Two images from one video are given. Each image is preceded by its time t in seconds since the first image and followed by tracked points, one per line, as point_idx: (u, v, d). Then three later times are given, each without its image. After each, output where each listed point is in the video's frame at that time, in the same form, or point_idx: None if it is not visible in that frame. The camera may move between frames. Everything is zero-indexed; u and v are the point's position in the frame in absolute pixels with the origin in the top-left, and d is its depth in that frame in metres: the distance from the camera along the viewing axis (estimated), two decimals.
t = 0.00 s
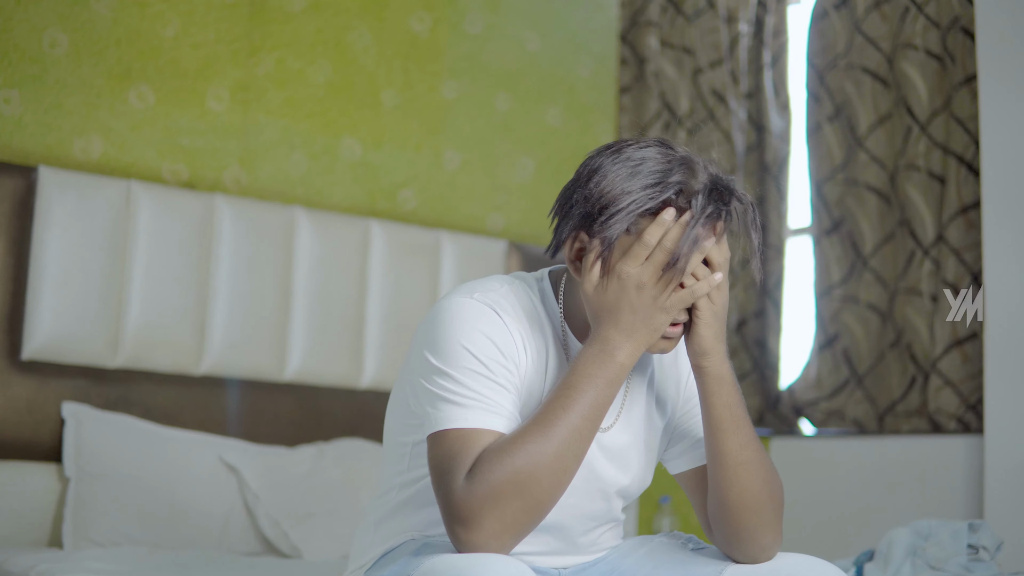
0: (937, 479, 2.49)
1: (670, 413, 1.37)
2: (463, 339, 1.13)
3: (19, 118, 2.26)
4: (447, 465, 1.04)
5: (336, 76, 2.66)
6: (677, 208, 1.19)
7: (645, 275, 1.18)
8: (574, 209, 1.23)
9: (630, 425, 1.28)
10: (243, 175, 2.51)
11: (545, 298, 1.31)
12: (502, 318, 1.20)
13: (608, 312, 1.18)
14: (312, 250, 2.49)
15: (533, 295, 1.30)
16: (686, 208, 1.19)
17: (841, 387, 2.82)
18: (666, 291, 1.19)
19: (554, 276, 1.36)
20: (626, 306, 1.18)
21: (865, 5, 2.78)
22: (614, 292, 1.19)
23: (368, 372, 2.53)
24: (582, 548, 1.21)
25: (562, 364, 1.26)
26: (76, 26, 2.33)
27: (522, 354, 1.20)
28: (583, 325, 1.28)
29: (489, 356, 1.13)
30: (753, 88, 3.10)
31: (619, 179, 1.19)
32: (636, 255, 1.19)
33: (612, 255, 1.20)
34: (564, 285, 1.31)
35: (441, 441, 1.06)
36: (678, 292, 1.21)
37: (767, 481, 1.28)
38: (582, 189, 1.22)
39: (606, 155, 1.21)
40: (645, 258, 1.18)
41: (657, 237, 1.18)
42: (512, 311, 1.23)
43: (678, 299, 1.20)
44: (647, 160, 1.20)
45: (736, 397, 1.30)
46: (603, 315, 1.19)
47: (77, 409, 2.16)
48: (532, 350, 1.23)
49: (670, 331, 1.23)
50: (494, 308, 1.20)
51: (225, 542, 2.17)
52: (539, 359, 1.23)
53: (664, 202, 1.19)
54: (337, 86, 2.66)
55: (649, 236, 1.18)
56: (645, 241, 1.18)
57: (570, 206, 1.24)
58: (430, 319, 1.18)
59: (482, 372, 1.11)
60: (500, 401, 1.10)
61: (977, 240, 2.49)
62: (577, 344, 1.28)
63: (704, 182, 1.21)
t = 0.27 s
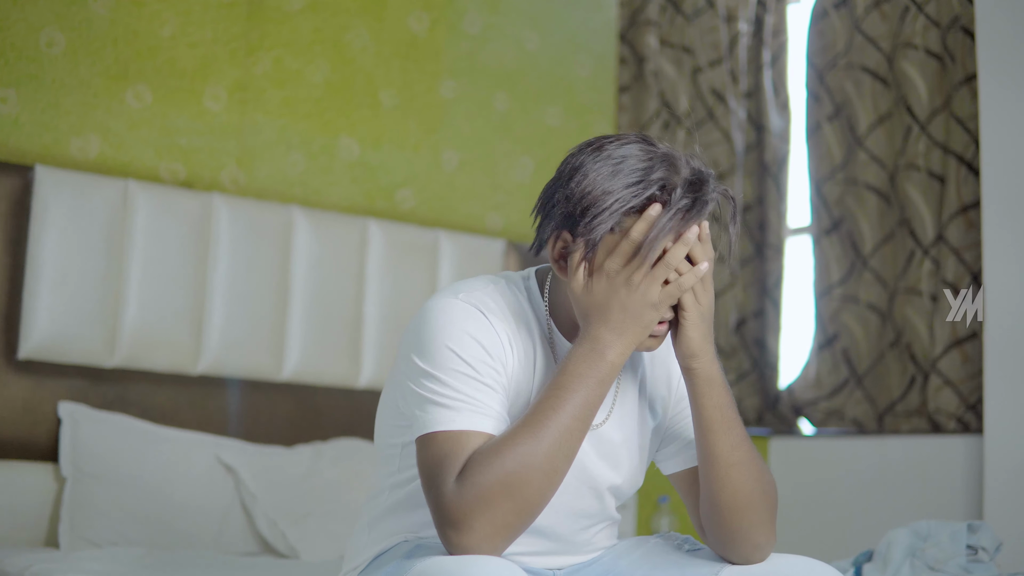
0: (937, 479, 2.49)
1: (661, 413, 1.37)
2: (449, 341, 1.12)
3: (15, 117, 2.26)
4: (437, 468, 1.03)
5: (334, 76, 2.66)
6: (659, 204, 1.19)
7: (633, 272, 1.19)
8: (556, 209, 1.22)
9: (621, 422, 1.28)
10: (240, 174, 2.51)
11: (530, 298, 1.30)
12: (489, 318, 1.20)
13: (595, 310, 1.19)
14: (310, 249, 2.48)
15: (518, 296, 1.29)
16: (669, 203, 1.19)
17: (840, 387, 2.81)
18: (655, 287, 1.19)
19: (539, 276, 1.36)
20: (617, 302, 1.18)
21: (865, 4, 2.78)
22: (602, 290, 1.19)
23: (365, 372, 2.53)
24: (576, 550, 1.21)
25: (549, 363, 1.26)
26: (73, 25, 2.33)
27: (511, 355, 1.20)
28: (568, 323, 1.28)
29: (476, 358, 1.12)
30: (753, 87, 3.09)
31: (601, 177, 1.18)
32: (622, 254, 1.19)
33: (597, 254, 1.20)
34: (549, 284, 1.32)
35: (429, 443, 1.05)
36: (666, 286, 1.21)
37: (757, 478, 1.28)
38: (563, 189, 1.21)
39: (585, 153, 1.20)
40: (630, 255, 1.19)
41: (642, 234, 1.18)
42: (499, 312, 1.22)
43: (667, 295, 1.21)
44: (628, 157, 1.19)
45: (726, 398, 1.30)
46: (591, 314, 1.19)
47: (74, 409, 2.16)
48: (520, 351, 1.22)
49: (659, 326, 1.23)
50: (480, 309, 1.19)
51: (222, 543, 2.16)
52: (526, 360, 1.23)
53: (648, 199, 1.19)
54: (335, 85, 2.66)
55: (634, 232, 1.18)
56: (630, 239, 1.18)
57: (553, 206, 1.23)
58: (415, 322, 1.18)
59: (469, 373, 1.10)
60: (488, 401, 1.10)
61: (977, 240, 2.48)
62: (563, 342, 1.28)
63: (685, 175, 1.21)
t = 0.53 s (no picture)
0: (938, 479, 2.48)
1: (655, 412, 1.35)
2: (438, 341, 1.11)
3: (12, 115, 2.25)
4: (431, 468, 1.02)
5: (333, 74, 2.65)
6: (661, 204, 1.19)
7: (632, 271, 1.18)
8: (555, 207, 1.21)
9: (614, 418, 1.27)
10: (238, 173, 2.50)
11: (517, 294, 1.30)
12: (479, 318, 1.19)
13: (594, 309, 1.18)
14: (307, 248, 2.47)
15: (505, 294, 1.29)
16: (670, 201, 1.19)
17: (840, 386, 2.80)
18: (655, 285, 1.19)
19: (527, 273, 1.36)
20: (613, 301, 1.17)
21: (865, 2, 2.77)
22: (600, 288, 1.18)
23: (364, 372, 2.52)
24: (573, 550, 1.21)
25: (540, 358, 1.25)
26: (70, 23, 2.32)
27: (500, 353, 1.19)
28: (558, 317, 1.27)
29: (467, 356, 1.12)
30: (753, 86, 3.09)
31: (603, 176, 1.18)
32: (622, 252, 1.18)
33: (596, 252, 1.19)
34: (538, 281, 1.32)
35: (422, 444, 1.05)
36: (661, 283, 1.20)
37: (754, 477, 1.27)
38: (563, 187, 1.19)
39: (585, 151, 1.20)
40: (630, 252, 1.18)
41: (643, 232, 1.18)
42: (488, 311, 1.22)
43: (662, 291, 1.19)
44: (629, 155, 1.19)
45: (726, 393, 1.30)
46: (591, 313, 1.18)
47: (71, 408, 2.15)
48: (509, 348, 1.22)
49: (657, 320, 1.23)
50: (469, 308, 1.18)
51: (219, 544, 2.15)
52: (516, 356, 1.22)
53: (650, 198, 1.19)
54: (334, 84, 2.65)
55: (630, 226, 1.18)
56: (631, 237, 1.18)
57: (550, 205, 1.22)
58: (404, 324, 1.17)
59: (460, 372, 1.10)
60: (480, 400, 1.09)
61: (978, 239, 2.47)
62: (551, 336, 1.27)
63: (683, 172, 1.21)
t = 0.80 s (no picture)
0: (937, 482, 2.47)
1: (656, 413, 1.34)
2: (439, 339, 1.10)
3: (8, 116, 2.24)
4: (432, 464, 1.01)
5: (330, 74, 2.64)
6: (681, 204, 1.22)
7: (644, 279, 1.19)
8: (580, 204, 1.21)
9: (614, 416, 1.26)
10: (235, 174, 2.49)
11: (519, 290, 1.30)
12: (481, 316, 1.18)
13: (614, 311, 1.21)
14: (304, 249, 2.46)
15: (509, 292, 1.28)
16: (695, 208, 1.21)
17: (839, 388, 2.79)
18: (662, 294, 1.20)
19: (529, 272, 1.36)
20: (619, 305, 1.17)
21: (864, 4, 2.76)
22: (612, 296, 1.18)
23: (360, 374, 2.51)
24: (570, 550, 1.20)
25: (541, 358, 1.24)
26: (67, 23, 2.32)
27: (501, 351, 1.18)
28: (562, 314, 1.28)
29: (468, 355, 1.11)
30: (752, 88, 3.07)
31: (629, 178, 1.20)
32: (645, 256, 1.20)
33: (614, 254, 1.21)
34: (540, 281, 1.32)
35: (423, 443, 1.03)
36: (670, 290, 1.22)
37: (753, 477, 1.27)
38: (584, 183, 1.21)
39: (613, 153, 1.20)
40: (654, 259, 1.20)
41: (668, 237, 1.21)
42: (489, 309, 1.21)
43: (670, 300, 1.22)
44: (654, 157, 1.21)
45: (725, 395, 1.30)
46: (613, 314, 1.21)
47: (66, 410, 2.14)
48: (511, 349, 1.21)
49: (669, 321, 1.25)
50: (470, 306, 1.17)
51: (214, 546, 2.14)
52: (517, 355, 1.21)
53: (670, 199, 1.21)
54: (331, 84, 2.64)
55: (645, 234, 1.20)
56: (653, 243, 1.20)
57: (569, 197, 1.23)
58: (405, 321, 1.16)
59: (462, 370, 1.09)
60: (481, 399, 1.08)
61: (977, 241, 2.46)
62: (552, 333, 1.28)
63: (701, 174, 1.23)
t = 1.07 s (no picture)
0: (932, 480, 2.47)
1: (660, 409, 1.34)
2: (445, 330, 1.10)
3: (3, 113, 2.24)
4: (422, 454, 1.01)
5: (326, 72, 2.64)
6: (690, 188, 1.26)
7: (662, 289, 1.15)
8: (594, 192, 1.24)
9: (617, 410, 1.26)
10: (230, 171, 2.49)
11: (528, 286, 1.29)
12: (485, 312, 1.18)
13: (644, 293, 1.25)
14: (299, 247, 2.46)
15: (520, 288, 1.28)
16: (702, 182, 1.26)
17: (835, 387, 2.78)
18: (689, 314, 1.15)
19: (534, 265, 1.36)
20: (642, 318, 1.13)
21: (861, 2, 2.76)
22: (630, 305, 1.15)
23: (355, 372, 2.51)
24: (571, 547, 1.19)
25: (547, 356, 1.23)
26: (61, 20, 2.32)
27: (505, 349, 1.18)
28: (570, 305, 1.28)
29: (471, 350, 1.10)
30: (748, 86, 3.06)
31: (643, 161, 1.24)
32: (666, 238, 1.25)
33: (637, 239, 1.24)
34: (546, 273, 1.31)
35: (417, 431, 1.03)
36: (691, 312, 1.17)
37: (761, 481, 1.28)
38: (600, 169, 1.24)
39: (622, 140, 1.24)
40: (674, 240, 1.24)
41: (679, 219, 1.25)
42: (496, 305, 1.20)
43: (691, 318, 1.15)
44: (659, 138, 1.25)
45: (744, 404, 1.30)
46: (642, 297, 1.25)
47: (60, 407, 2.13)
48: (514, 346, 1.20)
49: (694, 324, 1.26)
50: (477, 301, 1.17)
51: (207, 545, 2.13)
52: (520, 352, 1.21)
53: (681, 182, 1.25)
54: (326, 82, 2.64)
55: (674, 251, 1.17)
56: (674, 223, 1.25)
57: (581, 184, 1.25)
58: (410, 313, 1.16)
59: (463, 364, 1.08)
60: (480, 395, 1.08)
61: (974, 239, 2.45)
62: (560, 327, 1.27)
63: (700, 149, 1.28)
